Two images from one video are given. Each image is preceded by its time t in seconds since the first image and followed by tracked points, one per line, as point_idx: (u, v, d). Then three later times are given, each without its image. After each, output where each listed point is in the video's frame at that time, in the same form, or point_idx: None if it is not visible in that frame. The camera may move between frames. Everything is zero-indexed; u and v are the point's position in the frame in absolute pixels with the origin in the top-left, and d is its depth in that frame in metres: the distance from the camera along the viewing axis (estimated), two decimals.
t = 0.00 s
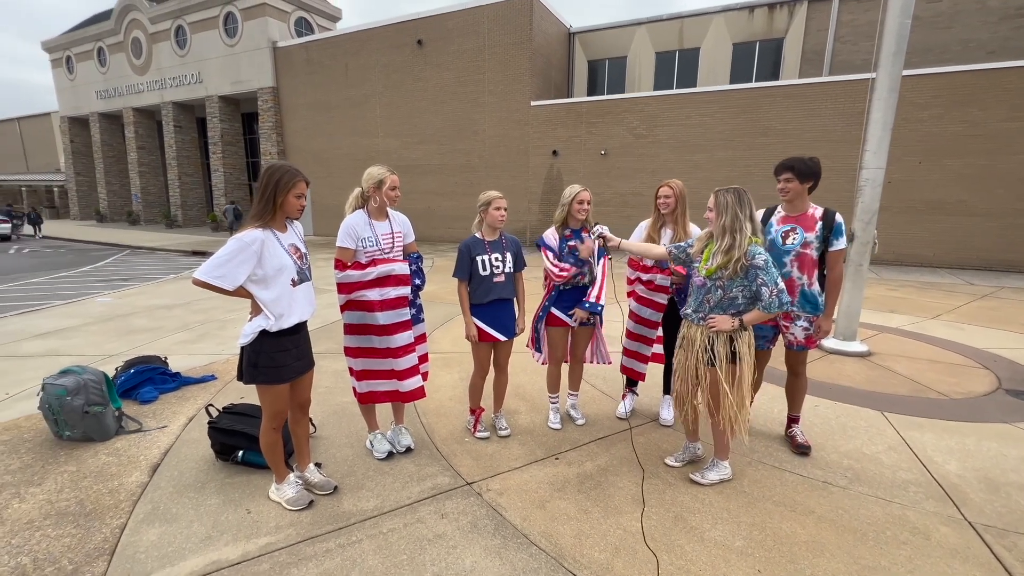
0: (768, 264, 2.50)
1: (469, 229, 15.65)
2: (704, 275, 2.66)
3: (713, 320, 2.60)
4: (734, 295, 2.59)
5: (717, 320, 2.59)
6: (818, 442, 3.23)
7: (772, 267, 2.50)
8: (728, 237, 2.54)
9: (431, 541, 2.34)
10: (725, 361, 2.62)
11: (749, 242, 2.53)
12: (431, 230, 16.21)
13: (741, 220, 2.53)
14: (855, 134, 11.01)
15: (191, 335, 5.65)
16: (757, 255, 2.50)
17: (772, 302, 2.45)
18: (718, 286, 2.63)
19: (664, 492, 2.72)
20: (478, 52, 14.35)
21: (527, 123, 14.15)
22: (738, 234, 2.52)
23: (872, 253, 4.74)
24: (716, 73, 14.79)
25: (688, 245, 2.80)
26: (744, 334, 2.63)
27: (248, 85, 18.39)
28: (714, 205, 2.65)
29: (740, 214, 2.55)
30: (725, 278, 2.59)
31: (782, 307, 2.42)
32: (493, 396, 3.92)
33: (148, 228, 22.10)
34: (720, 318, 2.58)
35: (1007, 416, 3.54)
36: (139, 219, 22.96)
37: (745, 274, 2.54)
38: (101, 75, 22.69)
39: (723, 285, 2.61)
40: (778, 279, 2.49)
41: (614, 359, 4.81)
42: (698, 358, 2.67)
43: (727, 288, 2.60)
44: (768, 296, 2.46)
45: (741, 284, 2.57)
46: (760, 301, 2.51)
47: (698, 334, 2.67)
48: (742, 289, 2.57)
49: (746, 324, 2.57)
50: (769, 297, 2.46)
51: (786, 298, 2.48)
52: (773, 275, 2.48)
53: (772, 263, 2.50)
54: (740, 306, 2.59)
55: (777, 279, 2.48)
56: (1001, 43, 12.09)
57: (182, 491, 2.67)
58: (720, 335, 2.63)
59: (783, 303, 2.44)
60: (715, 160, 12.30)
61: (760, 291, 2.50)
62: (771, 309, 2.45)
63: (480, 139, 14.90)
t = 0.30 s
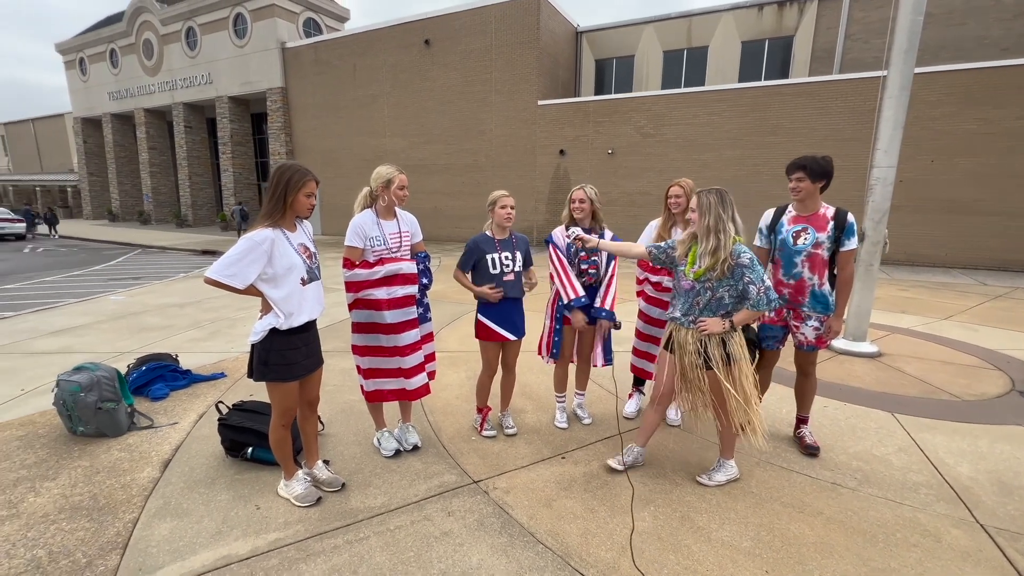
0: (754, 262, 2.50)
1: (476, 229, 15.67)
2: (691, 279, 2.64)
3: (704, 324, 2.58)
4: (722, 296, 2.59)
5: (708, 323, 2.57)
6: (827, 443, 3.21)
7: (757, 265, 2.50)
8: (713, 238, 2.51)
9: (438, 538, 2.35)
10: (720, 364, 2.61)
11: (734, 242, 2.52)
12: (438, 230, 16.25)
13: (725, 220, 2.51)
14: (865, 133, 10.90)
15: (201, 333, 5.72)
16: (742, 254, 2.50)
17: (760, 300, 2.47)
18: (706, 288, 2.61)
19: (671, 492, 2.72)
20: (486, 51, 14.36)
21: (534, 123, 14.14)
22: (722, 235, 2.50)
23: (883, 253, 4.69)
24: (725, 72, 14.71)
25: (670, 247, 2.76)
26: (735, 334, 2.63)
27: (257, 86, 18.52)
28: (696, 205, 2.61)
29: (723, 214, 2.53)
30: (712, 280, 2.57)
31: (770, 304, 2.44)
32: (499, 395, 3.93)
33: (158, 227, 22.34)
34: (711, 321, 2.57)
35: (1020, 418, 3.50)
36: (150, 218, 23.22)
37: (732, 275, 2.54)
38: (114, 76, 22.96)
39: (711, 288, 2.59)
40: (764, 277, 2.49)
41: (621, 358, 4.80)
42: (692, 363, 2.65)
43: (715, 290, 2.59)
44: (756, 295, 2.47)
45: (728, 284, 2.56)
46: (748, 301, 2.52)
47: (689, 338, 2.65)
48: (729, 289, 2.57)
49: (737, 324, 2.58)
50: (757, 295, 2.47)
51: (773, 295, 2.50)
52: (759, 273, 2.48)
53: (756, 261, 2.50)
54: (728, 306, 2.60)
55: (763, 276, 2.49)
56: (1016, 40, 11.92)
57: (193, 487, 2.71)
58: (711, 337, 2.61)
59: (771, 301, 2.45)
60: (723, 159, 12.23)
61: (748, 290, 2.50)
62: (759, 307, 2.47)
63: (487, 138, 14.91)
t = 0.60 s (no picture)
0: (730, 258, 2.53)
1: (485, 228, 15.69)
2: (667, 274, 2.64)
3: (680, 320, 2.59)
4: (698, 292, 2.60)
5: (684, 319, 2.58)
6: (837, 445, 3.19)
7: (733, 261, 2.53)
8: (688, 234, 2.52)
9: (446, 536, 2.36)
10: (694, 358, 2.63)
11: (710, 238, 2.54)
12: (446, 229, 16.29)
13: (700, 216, 2.51)
14: (878, 131, 10.77)
15: (212, 331, 5.78)
16: (719, 250, 2.52)
17: (736, 295, 2.48)
18: (682, 284, 2.62)
19: (679, 492, 2.71)
20: (494, 50, 14.36)
21: (543, 122, 14.12)
22: (698, 230, 2.51)
23: (896, 253, 4.64)
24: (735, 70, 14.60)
25: (646, 244, 2.78)
26: (708, 330, 2.66)
27: (268, 86, 18.65)
28: (672, 201, 2.62)
29: (699, 210, 2.53)
30: (688, 275, 2.59)
31: (744, 299, 2.44)
32: (507, 394, 3.94)
33: (171, 226, 22.59)
34: (687, 316, 2.58)
35: None
36: (162, 217, 23.49)
37: (708, 270, 2.56)
38: (127, 77, 23.25)
39: (687, 283, 2.61)
40: (740, 273, 2.52)
41: (629, 358, 4.78)
42: (665, 359, 2.63)
43: (691, 285, 2.60)
44: (731, 290, 2.48)
45: (704, 280, 2.58)
46: (723, 296, 2.54)
47: (664, 333, 2.64)
48: (705, 284, 2.59)
49: (711, 320, 2.59)
50: (732, 290, 2.48)
51: (748, 291, 2.52)
52: (734, 269, 2.51)
53: (732, 257, 2.53)
54: (703, 302, 2.62)
55: (738, 272, 2.52)
56: None
57: (205, 482, 2.74)
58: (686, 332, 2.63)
59: (746, 297, 2.45)
60: (733, 158, 12.14)
61: (723, 286, 2.52)
62: (734, 303, 2.47)
63: (495, 138, 14.92)
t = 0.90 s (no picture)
0: (728, 259, 2.51)
1: (493, 227, 15.70)
2: (662, 271, 2.64)
3: (673, 316, 2.56)
4: (693, 290, 2.57)
5: (677, 316, 2.54)
6: (850, 448, 3.15)
7: (731, 262, 2.51)
8: (685, 232, 2.52)
9: (455, 534, 2.37)
10: (682, 358, 2.61)
11: (707, 237, 2.52)
12: (455, 228, 16.32)
13: (697, 215, 2.52)
14: (892, 130, 10.64)
15: (224, 328, 5.84)
16: (716, 250, 2.50)
17: (731, 296, 2.47)
18: (677, 281, 2.60)
19: (688, 494, 2.70)
20: (504, 49, 14.36)
21: (552, 120, 14.10)
22: (694, 228, 2.50)
23: (911, 253, 4.58)
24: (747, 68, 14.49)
25: (645, 244, 2.81)
26: (701, 330, 2.63)
27: (279, 86, 18.79)
28: (670, 199, 2.63)
29: (696, 208, 2.54)
30: (684, 272, 2.57)
31: (739, 301, 2.44)
32: (516, 393, 3.94)
33: (183, 224, 22.85)
34: (680, 314, 2.55)
35: None
36: (175, 216, 23.77)
37: (704, 269, 2.54)
38: (141, 77, 23.54)
39: (681, 280, 2.59)
40: (737, 274, 2.51)
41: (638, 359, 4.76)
42: (656, 356, 2.64)
43: (686, 282, 2.58)
44: (726, 291, 2.48)
45: (699, 278, 2.56)
46: (718, 296, 2.52)
47: (655, 330, 2.64)
48: (701, 283, 2.56)
49: (704, 319, 2.56)
50: (728, 291, 2.48)
51: (744, 293, 2.50)
52: (731, 270, 2.50)
53: (730, 257, 2.51)
54: (698, 301, 2.58)
55: (735, 273, 2.50)
56: None
57: (216, 478, 2.77)
58: (678, 331, 2.60)
59: (741, 299, 2.46)
60: (744, 157, 12.05)
61: (719, 286, 2.51)
62: (729, 304, 2.47)
63: (504, 137, 14.92)
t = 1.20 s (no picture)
0: (731, 260, 2.48)
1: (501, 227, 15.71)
2: (664, 271, 2.64)
3: (674, 318, 2.55)
4: (694, 291, 2.57)
5: (678, 318, 2.53)
6: (860, 452, 3.12)
7: (734, 263, 2.48)
8: (687, 232, 2.51)
9: (462, 533, 2.37)
10: (683, 359, 2.60)
11: (710, 238, 2.50)
12: (463, 228, 16.34)
13: (700, 214, 2.50)
14: (905, 130, 10.52)
15: (233, 326, 5.89)
16: (719, 250, 2.48)
17: (733, 298, 2.44)
18: (678, 282, 2.60)
19: (696, 495, 2.69)
20: (512, 49, 14.36)
21: (560, 120, 14.07)
22: (697, 228, 2.49)
23: (925, 255, 4.52)
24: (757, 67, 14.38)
25: (649, 245, 2.79)
26: (703, 332, 2.60)
27: (289, 86, 18.91)
28: (673, 199, 2.61)
29: (699, 208, 2.52)
30: (685, 273, 2.57)
31: (742, 303, 2.42)
32: (523, 393, 3.93)
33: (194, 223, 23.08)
34: (681, 316, 2.53)
35: None
36: (186, 215, 24.01)
37: (706, 270, 2.52)
38: (153, 78, 23.80)
39: (683, 281, 2.58)
40: (740, 275, 2.48)
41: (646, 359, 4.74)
42: (659, 358, 2.65)
43: (688, 284, 2.57)
44: (728, 292, 2.44)
45: (701, 279, 2.55)
46: (721, 297, 2.49)
47: (657, 331, 2.64)
48: (702, 284, 2.55)
49: (706, 321, 2.53)
50: (730, 293, 2.45)
51: (746, 295, 2.48)
52: (734, 271, 2.47)
53: (733, 259, 2.49)
54: (699, 303, 2.58)
55: (738, 275, 2.48)
56: None
57: (226, 474, 2.79)
58: (679, 332, 2.59)
59: (743, 301, 2.43)
60: (753, 157, 11.96)
61: (721, 287, 2.48)
62: (731, 306, 2.44)
63: (512, 136, 14.92)
